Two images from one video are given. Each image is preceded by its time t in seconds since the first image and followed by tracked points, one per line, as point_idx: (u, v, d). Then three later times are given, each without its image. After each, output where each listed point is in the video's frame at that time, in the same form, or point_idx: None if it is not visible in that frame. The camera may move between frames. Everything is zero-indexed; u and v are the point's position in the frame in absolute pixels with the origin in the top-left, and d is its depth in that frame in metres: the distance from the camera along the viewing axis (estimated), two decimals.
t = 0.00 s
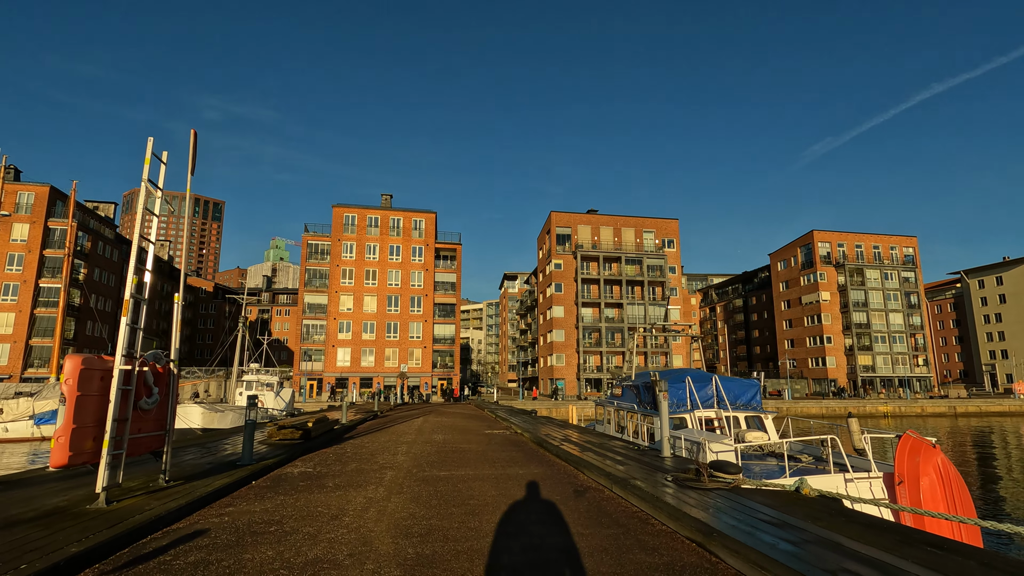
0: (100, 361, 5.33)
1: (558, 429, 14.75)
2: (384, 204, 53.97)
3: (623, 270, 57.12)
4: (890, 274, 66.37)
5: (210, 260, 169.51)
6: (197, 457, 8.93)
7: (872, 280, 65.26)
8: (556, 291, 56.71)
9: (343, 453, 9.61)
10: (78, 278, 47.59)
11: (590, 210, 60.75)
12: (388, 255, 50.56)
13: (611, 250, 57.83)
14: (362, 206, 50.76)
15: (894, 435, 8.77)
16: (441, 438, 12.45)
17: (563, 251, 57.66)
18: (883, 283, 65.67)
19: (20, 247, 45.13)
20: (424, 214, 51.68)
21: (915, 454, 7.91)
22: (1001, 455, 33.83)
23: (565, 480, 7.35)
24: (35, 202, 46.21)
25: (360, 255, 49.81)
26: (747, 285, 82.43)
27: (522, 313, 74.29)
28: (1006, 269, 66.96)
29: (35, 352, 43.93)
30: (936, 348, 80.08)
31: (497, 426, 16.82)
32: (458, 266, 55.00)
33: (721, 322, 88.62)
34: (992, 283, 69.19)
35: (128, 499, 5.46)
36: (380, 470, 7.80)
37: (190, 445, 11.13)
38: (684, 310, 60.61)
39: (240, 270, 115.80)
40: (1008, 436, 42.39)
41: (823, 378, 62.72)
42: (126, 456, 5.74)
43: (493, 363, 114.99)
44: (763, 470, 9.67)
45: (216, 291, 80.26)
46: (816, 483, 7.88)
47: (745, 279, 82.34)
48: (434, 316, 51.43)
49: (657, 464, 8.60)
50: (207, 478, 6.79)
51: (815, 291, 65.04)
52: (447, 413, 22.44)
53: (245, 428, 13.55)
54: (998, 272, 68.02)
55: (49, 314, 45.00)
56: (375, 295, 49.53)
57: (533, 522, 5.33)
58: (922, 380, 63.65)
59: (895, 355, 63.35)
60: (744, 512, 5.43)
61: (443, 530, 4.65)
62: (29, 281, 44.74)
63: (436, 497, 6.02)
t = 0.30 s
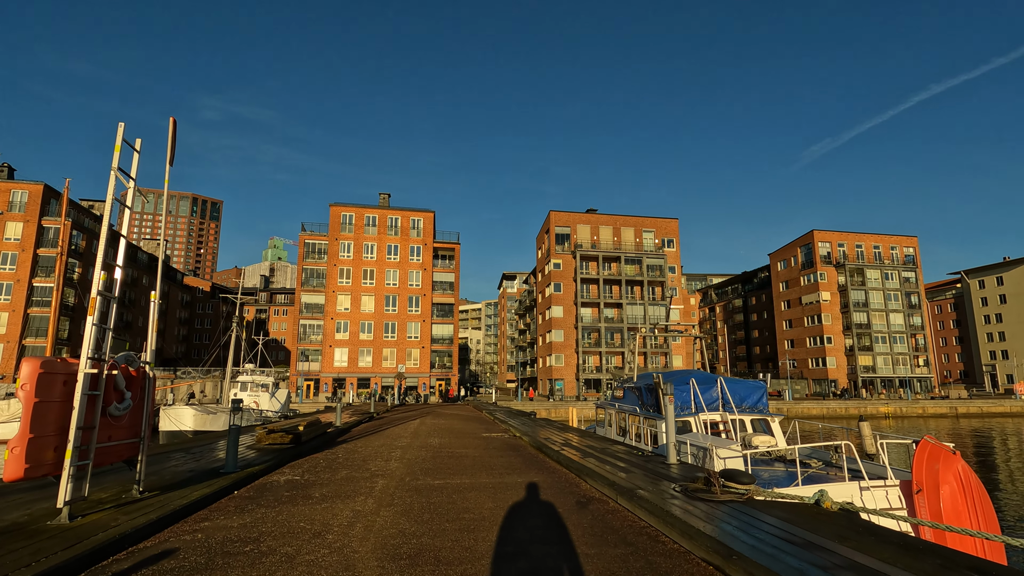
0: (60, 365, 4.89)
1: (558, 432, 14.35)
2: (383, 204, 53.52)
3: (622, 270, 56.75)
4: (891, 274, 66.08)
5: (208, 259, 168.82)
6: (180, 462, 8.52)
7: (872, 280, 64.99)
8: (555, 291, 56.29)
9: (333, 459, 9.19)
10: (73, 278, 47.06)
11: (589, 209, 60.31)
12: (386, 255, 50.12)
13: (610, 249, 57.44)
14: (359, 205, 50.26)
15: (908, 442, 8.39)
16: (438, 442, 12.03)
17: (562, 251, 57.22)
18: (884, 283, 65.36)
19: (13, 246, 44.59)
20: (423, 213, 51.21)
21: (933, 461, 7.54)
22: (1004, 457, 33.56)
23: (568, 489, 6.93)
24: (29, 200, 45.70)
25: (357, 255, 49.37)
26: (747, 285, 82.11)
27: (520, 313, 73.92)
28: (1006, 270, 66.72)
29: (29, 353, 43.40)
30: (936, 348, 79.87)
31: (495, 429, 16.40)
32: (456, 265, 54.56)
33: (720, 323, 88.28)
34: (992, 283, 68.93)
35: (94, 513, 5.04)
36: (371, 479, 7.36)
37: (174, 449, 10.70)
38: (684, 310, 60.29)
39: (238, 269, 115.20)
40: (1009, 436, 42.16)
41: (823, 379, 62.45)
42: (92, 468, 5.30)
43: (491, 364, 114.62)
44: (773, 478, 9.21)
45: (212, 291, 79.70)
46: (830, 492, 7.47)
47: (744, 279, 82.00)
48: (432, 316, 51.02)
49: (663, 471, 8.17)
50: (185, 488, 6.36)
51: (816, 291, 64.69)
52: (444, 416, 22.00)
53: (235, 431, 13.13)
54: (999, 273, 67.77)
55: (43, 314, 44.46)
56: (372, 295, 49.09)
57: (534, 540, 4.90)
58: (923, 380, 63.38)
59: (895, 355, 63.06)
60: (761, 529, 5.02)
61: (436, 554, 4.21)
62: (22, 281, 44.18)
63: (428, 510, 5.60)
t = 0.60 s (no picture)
0: (27, 359, 4.48)
1: (561, 433, 13.97)
2: (383, 203, 53.16)
3: (624, 270, 56.38)
4: (895, 274, 65.57)
5: (209, 261, 168.63)
6: (170, 464, 8.16)
7: (877, 279, 64.48)
8: (556, 291, 55.87)
9: (330, 461, 8.80)
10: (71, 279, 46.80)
11: (591, 208, 59.93)
12: (387, 254, 49.77)
13: (612, 249, 57.06)
14: (360, 205, 49.88)
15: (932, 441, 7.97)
16: (439, 443, 11.63)
17: (564, 251, 56.79)
18: (888, 283, 64.84)
19: (11, 246, 44.26)
20: (423, 213, 50.84)
21: (961, 463, 7.12)
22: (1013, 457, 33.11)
23: (577, 493, 6.52)
24: (27, 200, 45.40)
25: (358, 255, 49.01)
26: (749, 285, 81.66)
27: (522, 314, 73.54)
28: (1011, 269, 66.22)
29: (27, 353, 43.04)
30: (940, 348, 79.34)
31: (497, 430, 16.01)
32: (457, 265, 54.18)
33: (723, 323, 87.79)
34: (997, 283, 68.44)
35: (66, 520, 4.66)
36: (367, 482, 6.95)
37: (165, 450, 10.35)
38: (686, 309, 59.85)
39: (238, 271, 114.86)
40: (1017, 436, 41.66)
41: (827, 379, 61.98)
42: (64, 471, 4.90)
43: (492, 364, 114.21)
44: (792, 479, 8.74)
45: (213, 292, 79.42)
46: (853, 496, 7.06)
47: (747, 278, 81.55)
48: (434, 316, 50.66)
49: (675, 474, 7.76)
50: (169, 492, 5.97)
51: (819, 291, 64.22)
52: (444, 416, 21.60)
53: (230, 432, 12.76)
54: (1003, 272, 67.29)
55: (41, 314, 44.10)
56: (373, 295, 48.75)
57: (541, 550, 4.48)
58: (928, 380, 62.85)
59: (900, 355, 62.56)
60: (787, 535, 4.59)
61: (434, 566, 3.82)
62: (21, 281, 43.82)
63: (427, 516, 5.20)
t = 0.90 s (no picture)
0: None
1: (564, 438, 13.58)
2: (383, 204, 52.85)
3: (626, 271, 55.99)
4: (899, 275, 65.12)
5: (209, 262, 168.42)
6: (155, 473, 7.76)
7: (880, 280, 64.00)
8: (558, 292, 55.47)
9: (323, 469, 8.39)
10: (69, 280, 46.41)
11: (593, 209, 59.55)
12: (387, 255, 49.41)
13: (614, 250, 56.64)
14: (359, 205, 49.50)
15: (956, 448, 7.55)
16: (438, 449, 11.20)
17: (565, 252, 56.36)
18: (892, 284, 64.39)
19: (9, 247, 43.93)
20: (424, 214, 50.44)
21: (991, 472, 6.69)
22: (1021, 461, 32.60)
23: (584, 506, 6.11)
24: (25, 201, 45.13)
25: (358, 256, 48.65)
26: (751, 286, 81.25)
27: (523, 315, 73.15)
28: (1016, 269, 65.69)
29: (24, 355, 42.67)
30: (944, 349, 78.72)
31: (499, 434, 15.61)
32: (458, 266, 53.78)
33: (724, 324, 87.32)
34: (1001, 284, 67.89)
35: (28, 541, 4.25)
36: (362, 493, 6.53)
37: (152, 456, 9.94)
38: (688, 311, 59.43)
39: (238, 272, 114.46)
40: None
41: (831, 381, 61.48)
42: (29, 485, 4.50)
43: (493, 366, 113.80)
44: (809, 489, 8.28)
45: (212, 293, 79.10)
46: (875, 507, 6.66)
47: (749, 279, 81.12)
48: (434, 318, 50.28)
49: (688, 484, 7.33)
50: (148, 505, 5.57)
51: (822, 292, 63.75)
52: (445, 419, 21.20)
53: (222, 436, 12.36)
54: (1008, 273, 66.75)
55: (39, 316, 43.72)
56: (373, 296, 48.39)
57: (546, 569, 4.08)
58: (932, 382, 62.31)
59: (904, 357, 62.05)
60: (820, 559, 4.18)
61: None
62: (18, 282, 43.43)
63: (423, 533, 4.81)
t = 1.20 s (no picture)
0: None
1: (562, 439, 13.19)
2: (380, 202, 52.36)
3: (624, 270, 55.64)
4: (897, 275, 64.97)
5: (205, 261, 167.44)
6: (131, 477, 7.32)
7: (878, 280, 63.85)
8: (555, 291, 55.10)
9: (310, 472, 7.97)
10: (61, 278, 45.76)
11: (591, 208, 59.20)
12: (383, 254, 48.91)
13: (612, 249, 56.28)
14: (356, 203, 49.00)
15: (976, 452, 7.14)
16: (433, 450, 10.78)
17: (563, 251, 56.00)
18: (889, 284, 64.24)
19: None
20: (420, 212, 49.95)
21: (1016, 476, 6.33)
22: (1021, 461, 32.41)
23: (588, 513, 5.69)
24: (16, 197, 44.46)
25: (354, 254, 48.15)
26: (749, 287, 81.04)
27: (520, 315, 72.74)
28: (1013, 270, 65.63)
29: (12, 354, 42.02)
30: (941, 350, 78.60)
31: (496, 434, 15.19)
32: (455, 265, 53.32)
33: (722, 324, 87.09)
34: (998, 284, 67.86)
35: None
36: (349, 499, 6.10)
37: (133, 458, 9.49)
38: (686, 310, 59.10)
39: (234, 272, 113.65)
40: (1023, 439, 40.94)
41: (829, 381, 61.26)
42: None
43: (490, 366, 113.34)
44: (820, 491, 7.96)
45: (207, 292, 78.40)
46: (895, 514, 6.29)
47: (747, 280, 80.89)
48: (430, 317, 49.82)
49: (696, 488, 6.93)
50: (115, 514, 5.13)
51: (820, 292, 63.54)
52: (440, 420, 20.77)
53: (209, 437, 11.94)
54: (1005, 273, 66.70)
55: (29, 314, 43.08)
56: (369, 295, 47.90)
57: None
58: (930, 382, 62.15)
59: (902, 357, 61.89)
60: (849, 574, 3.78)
61: None
62: (8, 280, 42.75)
63: (411, 545, 4.38)
